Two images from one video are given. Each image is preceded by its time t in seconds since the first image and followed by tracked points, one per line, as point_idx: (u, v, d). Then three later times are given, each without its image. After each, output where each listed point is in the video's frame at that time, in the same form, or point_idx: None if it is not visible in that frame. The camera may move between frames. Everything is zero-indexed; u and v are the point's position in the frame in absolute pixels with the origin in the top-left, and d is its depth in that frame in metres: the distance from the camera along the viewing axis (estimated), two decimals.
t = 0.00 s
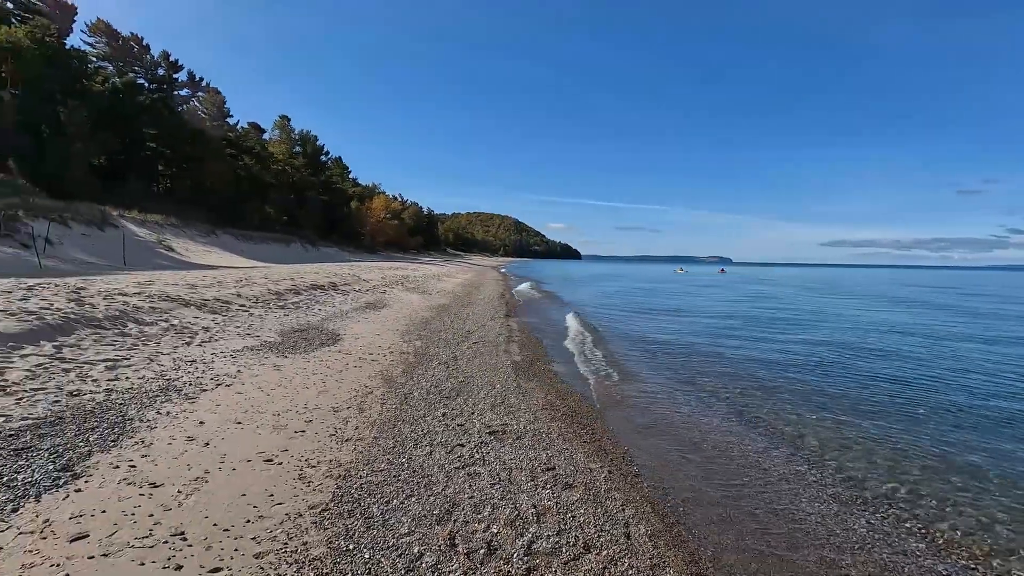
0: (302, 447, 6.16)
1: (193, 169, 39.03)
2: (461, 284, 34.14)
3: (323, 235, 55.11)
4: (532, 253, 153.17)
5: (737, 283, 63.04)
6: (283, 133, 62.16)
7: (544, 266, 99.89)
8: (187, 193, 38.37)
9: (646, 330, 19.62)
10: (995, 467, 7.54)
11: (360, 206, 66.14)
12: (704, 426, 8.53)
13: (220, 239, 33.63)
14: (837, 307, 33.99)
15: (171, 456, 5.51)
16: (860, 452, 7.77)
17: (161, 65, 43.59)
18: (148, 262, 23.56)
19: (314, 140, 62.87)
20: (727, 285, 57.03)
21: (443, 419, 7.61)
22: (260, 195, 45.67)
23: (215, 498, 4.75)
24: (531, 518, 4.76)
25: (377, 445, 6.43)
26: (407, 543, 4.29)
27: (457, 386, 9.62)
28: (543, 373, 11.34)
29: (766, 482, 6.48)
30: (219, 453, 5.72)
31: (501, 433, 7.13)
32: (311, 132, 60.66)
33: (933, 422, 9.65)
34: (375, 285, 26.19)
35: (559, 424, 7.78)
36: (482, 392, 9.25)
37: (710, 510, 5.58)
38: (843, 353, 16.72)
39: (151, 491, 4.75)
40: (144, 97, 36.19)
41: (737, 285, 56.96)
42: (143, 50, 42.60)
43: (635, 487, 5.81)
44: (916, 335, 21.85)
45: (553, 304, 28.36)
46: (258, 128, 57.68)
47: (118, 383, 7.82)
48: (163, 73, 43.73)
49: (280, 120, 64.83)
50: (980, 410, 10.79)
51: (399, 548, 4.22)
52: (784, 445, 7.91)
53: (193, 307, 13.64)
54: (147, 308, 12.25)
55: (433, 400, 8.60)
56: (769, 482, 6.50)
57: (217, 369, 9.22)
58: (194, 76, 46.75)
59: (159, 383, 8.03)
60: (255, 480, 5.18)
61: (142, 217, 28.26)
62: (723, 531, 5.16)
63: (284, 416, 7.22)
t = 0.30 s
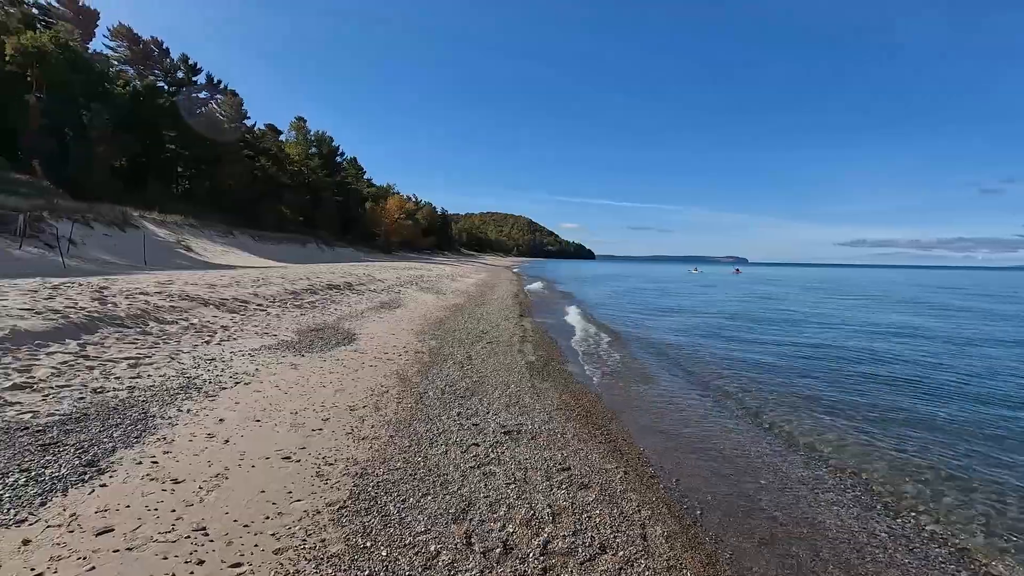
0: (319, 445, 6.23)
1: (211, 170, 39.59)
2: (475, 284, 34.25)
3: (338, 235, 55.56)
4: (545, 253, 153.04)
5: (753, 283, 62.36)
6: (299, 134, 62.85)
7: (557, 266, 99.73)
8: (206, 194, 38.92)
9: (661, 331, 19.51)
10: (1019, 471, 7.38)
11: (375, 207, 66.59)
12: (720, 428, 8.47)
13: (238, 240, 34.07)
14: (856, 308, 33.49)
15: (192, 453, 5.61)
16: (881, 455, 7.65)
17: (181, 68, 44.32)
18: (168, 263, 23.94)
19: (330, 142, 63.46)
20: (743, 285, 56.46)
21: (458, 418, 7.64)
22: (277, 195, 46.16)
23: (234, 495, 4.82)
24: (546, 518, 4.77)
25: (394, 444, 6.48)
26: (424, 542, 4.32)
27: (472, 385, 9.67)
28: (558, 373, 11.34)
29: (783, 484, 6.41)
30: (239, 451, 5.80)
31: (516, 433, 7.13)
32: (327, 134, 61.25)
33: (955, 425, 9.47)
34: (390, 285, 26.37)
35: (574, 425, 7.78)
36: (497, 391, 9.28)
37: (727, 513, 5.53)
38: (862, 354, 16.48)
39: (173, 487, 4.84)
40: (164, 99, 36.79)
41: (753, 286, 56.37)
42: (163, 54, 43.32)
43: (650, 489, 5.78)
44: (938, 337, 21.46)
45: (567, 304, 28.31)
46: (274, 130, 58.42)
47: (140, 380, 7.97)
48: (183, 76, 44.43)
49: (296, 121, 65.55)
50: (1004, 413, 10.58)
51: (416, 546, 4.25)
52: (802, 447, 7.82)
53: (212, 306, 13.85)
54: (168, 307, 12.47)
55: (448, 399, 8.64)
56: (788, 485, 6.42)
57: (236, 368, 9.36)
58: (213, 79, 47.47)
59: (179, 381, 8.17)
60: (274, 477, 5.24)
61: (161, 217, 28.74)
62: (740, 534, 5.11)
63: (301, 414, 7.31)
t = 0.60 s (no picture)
0: (341, 441, 6.33)
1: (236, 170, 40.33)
2: (494, 283, 34.35)
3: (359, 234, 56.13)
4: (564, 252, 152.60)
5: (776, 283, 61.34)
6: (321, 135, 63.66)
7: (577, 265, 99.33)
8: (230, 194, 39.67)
9: (682, 331, 19.33)
10: None
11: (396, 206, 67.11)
12: (741, 429, 8.37)
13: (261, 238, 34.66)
14: (884, 309, 32.74)
15: (219, 447, 5.75)
16: (911, 459, 7.48)
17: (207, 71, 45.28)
18: (195, 261, 24.49)
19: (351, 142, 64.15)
20: (766, 284, 55.56)
21: (479, 417, 7.68)
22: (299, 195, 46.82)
23: (260, 489, 4.92)
24: (566, 517, 4.77)
25: (414, 441, 6.54)
26: (445, 538, 4.36)
27: (492, 383, 9.71)
28: (578, 372, 11.31)
29: (807, 487, 6.31)
30: (264, 446, 5.92)
31: (536, 432, 7.14)
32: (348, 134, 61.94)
33: (986, 429, 9.22)
34: (411, 283, 26.58)
35: (594, 424, 7.76)
36: (516, 390, 9.31)
37: (750, 515, 5.46)
38: (890, 356, 16.11)
39: (201, 479, 4.97)
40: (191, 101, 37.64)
41: (776, 285, 55.44)
42: (190, 56, 44.31)
43: (671, 489, 5.74)
44: (969, 339, 20.86)
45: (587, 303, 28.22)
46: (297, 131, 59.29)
47: (170, 376, 8.19)
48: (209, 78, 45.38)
49: (318, 122, 66.42)
50: None
51: (437, 542, 4.29)
52: (828, 449, 7.69)
53: (237, 304, 14.14)
54: (195, 304, 12.77)
55: (468, 397, 8.68)
56: (812, 488, 6.32)
57: (261, 364, 9.55)
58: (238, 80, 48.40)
59: (206, 377, 8.37)
60: (298, 472, 5.34)
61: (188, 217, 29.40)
62: (762, 536, 5.05)
63: (325, 410, 7.44)
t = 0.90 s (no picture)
0: (369, 433, 6.43)
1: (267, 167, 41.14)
2: (519, 278, 34.33)
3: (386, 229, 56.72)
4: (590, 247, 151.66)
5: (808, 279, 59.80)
6: (349, 131, 64.48)
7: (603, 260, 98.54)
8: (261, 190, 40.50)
9: (709, 327, 19.04)
10: None
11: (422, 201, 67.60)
12: (769, 426, 8.24)
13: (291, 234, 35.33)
14: (922, 306, 31.64)
15: (252, 437, 5.90)
16: (949, 460, 7.24)
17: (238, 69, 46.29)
18: (227, 256, 25.13)
19: (378, 137, 64.80)
20: (798, 280, 54.22)
21: (503, 411, 7.72)
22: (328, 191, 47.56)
23: (290, 478, 5.04)
24: (591, 513, 4.76)
25: (440, 434, 6.62)
26: (470, 530, 4.40)
27: (517, 378, 9.74)
28: (603, 368, 11.25)
29: (837, 487, 6.16)
30: (294, 436, 6.05)
31: (561, 427, 7.14)
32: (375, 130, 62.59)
33: None
34: (436, 278, 26.77)
35: (620, 420, 7.72)
36: (541, 385, 9.32)
37: (778, 514, 5.36)
38: (928, 355, 15.57)
39: (235, 468, 5.11)
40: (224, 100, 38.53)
41: (808, 281, 54.04)
42: (223, 56, 45.35)
43: (697, 487, 5.68)
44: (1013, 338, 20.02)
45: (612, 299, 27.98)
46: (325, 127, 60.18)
47: (204, 367, 8.45)
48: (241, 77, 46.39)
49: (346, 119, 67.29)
50: None
51: (462, 534, 4.33)
52: (861, 448, 7.50)
53: (268, 298, 14.47)
54: (228, 298, 13.12)
55: (493, 391, 8.73)
56: (843, 488, 6.17)
57: (291, 357, 9.77)
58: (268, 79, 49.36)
59: (239, 368, 8.60)
60: (327, 462, 5.45)
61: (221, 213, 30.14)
62: (791, 536, 4.95)
63: (353, 402, 7.57)
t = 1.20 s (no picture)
0: (403, 416, 6.56)
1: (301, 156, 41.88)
2: (550, 266, 34.22)
3: (417, 217, 57.24)
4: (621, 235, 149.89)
5: (848, 268, 57.83)
6: (381, 120, 65.06)
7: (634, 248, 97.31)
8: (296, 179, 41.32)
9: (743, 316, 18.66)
10: None
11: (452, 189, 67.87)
12: (805, 417, 8.06)
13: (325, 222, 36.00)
14: (972, 297, 30.25)
15: (291, 418, 6.09)
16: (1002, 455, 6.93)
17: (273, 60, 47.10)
18: (264, 243, 25.79)
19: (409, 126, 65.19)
20: (837, 270, 52.46)
21: (534, 397, 7.76)
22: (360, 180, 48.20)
23: (328, 458, 5.19)
24: (622, 499, 4.77)
25: (472, 419, 6.70)
26: (502, 513, 4.46)
27: (547, 365, 9.78)
28: (635, 357, 11.17)
29: (876, 480, 6.00)
30: (331, 418, 6.22)
31: (592, 414, 7.14)
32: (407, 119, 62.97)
33: None
34: (467, 266, 26.93)
35: (652, 408, 7.67)
36: (572, 372, 9.33)
37: (814, 506, 5.26)
38: (977, 347, 14.91)
39: (275, 447, 5.29)
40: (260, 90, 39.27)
41: (849, 270, 52.24)
42: (258, 47, 46.21)
43: (731, 476, 5.62)
44: None
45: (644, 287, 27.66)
46: (358, 116, 60.89)
47: (244, 350, 8.74)
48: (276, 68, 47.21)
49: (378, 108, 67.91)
50: None
51: (494, 516, 4.41)
52: (902, 441, 7.28)
53: (304, 284, 14.82)
54: (266, 284, 13.50)
55: (524, 378, 8.78)
56: (883, 481, 6.00)
57: (327, 341, 10.02)
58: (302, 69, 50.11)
59: (278, 352, 8.88)
60: (362, 444, 5.59)
61: (257, 202, 30.90)
62: (828, 528, 4.86)
63: (387, 386, 7.74)
